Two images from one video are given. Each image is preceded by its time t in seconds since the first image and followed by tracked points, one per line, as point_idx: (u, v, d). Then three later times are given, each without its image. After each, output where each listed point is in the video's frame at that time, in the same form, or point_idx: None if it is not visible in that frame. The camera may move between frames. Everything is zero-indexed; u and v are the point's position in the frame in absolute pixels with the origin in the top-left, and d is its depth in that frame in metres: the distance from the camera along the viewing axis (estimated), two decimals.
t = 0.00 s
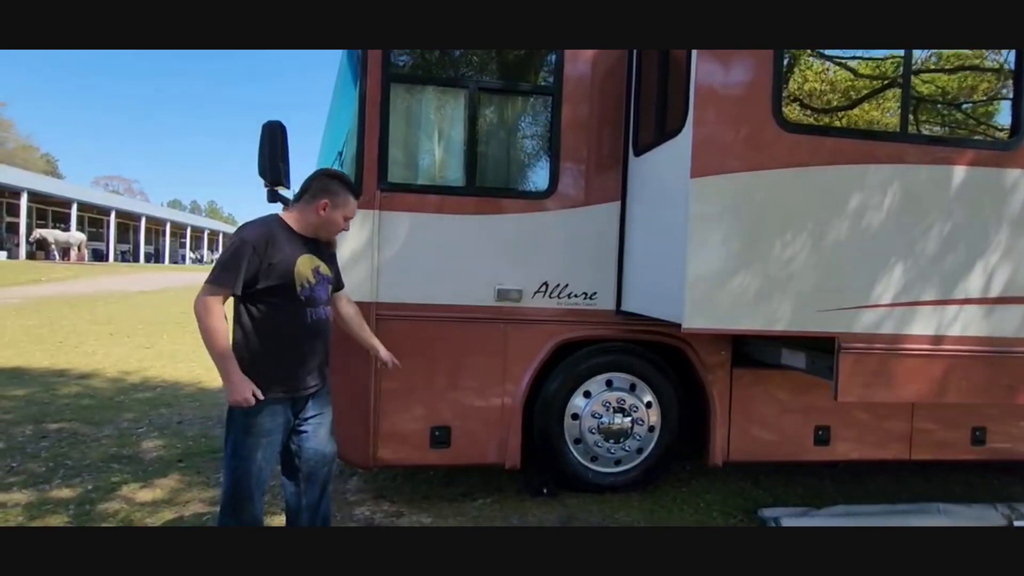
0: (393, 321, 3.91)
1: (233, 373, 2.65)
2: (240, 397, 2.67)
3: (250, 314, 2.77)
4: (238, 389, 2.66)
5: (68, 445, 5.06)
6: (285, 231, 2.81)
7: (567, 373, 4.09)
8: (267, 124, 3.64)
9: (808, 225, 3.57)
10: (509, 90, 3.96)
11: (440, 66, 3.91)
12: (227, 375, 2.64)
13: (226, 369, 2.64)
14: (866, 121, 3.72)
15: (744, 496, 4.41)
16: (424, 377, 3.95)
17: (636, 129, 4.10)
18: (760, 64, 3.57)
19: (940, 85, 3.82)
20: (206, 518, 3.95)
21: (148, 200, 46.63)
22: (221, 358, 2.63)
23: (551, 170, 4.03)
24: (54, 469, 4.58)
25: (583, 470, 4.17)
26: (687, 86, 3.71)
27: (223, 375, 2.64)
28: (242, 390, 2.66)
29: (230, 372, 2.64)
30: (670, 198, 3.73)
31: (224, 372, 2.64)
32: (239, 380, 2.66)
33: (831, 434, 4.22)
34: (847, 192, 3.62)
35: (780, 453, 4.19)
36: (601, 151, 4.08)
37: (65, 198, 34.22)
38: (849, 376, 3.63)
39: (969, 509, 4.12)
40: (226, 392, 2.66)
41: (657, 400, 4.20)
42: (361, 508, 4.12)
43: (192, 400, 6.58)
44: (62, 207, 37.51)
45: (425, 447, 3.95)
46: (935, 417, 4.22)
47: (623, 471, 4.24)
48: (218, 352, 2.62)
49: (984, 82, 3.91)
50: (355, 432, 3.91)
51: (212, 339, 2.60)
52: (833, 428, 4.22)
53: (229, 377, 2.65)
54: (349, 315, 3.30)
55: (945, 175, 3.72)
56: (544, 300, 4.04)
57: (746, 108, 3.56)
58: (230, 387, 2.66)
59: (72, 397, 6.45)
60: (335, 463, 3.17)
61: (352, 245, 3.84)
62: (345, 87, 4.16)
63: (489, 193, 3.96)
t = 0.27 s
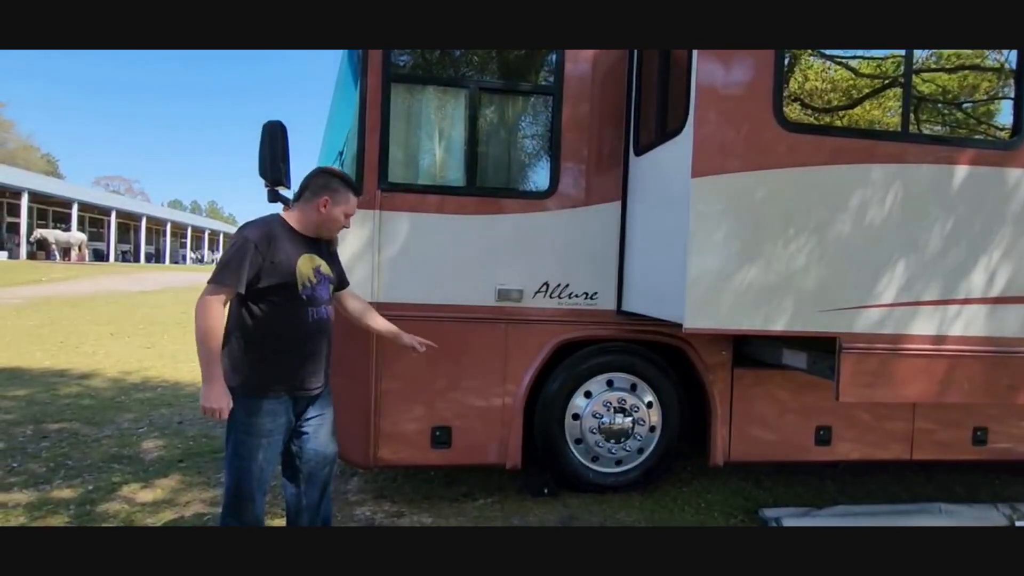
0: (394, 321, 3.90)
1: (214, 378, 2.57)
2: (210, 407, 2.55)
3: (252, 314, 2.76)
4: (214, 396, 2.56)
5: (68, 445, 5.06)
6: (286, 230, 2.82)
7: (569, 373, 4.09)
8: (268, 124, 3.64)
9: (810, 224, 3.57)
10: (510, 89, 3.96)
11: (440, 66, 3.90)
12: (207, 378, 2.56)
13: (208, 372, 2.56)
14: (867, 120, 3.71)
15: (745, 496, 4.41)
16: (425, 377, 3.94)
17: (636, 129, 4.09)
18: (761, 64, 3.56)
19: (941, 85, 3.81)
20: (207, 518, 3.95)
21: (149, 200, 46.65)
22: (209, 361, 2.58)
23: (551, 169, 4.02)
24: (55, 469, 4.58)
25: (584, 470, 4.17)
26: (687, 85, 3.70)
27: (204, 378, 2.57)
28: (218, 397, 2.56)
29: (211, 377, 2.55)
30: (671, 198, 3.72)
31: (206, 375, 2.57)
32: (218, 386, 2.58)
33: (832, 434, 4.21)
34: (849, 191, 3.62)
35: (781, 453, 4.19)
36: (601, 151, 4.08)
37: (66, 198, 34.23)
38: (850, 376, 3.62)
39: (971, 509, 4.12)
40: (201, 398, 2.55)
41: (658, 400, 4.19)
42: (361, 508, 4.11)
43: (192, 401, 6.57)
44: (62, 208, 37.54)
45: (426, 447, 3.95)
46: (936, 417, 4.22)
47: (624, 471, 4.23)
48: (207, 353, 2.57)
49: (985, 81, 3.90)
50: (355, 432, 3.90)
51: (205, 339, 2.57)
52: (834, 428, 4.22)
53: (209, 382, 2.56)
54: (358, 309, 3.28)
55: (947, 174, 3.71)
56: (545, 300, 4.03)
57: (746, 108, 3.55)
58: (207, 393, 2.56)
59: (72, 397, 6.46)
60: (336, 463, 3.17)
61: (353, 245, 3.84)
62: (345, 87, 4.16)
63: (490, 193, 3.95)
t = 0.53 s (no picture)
0: (393, 321, 3.90)
1: (221, 375, 2.58)
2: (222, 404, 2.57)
3: (247, 314, 2.75)
4: (224, 392, 2.58)
5: (68, 445, 5.05)
6: (280, 229, 2.81)
7: (569, 373, 4.08)
8: (267, 124, 3.63)
9: (810, 224, 3.56)
10: (509, 89, 3.95)
11: (439, 65, 3.90)
12: (214, 376, 2.56)
13: (213, 370, 2.57)
14: (867, 120, 3.70)
15: (745, 496, 4.40)
16: (425, 377, 3.94)
17: (636, 129, 4.08)
18: (761, 63, 3.56)
19: (941, 84, 3.80)
20: (207, 519, 3.94)
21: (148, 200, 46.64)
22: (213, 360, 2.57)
23: (551, 169, 4.02)
24: (54, 469, 4.57)
25: (584, 470, 4.16)
26: (687, 85, 3.70)
27: (209, 376, 2.57)
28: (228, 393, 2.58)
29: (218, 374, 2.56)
30: (671, 197, 3.72)
31: (212, 372, 2.57)
32: (225, 383, 2.59)
33: (832, 434, 4.21)
34: (850, 191, 3.61)
35: (782, 453, 4.18)
36: (601, 150, 4.07)
37: (65, 198, 34.22)
38: (851, 376, 3.61)
39: (972, 509, 4.11)
40: (211, 395, 2.56)
41: (658, 400, 4.19)
42: (361, 508, 4.11)
43: (192, 401, 6.57)
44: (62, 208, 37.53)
45: (426, 447, 3.94)
46: (937, 417, 4.21)
47: (624, 471, 4.23)
48: (209, 351, 2.56)
49: (986, 80, 3.89)
50: (355, 432, 3.90)
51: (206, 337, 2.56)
52: (834, 427, 4.21)
53: (216, 379, 2.57)
54: (354, 308, 3.28)
55: (948, 173, 3.71)
56: (545, 300, 4.03)
57: (746, 107, 3.55)
58: (216, 389, 2.57)
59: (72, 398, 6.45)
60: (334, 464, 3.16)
61: (352, 245, 3.83)
62: (344, 86, 4.15)
63: (489, 193, 3.95)
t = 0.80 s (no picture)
0: (394, 320, 3.89)
1: (214, 379, 2.55)
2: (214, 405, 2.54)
3: (245, 315, 2.74)
4: (217, 396, 2.55)
5: (68, 445, 5.05)
6: (277, 229, 2.81)
7: (569, 373, 4.08)
8: (267, 123, 3.63)
9: (810, 223, 3.56)
10: (509, 89, 3.95)
11: (439, 65, 3.89)
12: (207, 379, 2.54)
13: (207, 373, 2.55)
14: (867, 119, 3.70)
15: (745, 496, 4.40)
16: (425, 376, 3.94)
17: (636, 128, 4.08)
18: (761, 63, 3.55)
19: (940, 83, 3.80)
20: (207, 518, 3.94)
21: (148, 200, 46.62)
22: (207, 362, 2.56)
23: (551, 169, 4.01)
24: (54, 469, 4.57)
25: (585, 470, 4.16)
26: (687, 85, 3.70)
27: (204, 379, 2.55)
28: (221, 397, 2.55)
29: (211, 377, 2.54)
30: (671, 197, 3.71)
31: (206, 376, 2.55)
32: (219, 386, 2.56)
33: (832, 433, 4.21)
34: (850, 190, 3.60)
35: (782, 453, 4.18)
36: (602, 150, 4.07)
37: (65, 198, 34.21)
38: (851, 376, 3.61)
39: (972, 508, 4.11)
40: (204, 399, 2.54)
41: (658, 400, 4.19)
42: (361, 508, 4.10)
43: (192, 401, 6.56)
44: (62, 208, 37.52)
45: (426, 447, 3.94)
46: (938, 417, 4.21)
47: (624, 471, 4.23)
48: (203, 354, 2.56)
49: (986, 80, 3.89)
50: (355, 432, 3.90)
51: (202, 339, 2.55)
52: (835, 427, 4.21)
53: (209, 383, 2.54)
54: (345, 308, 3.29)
55: (948, 173, 3.71)
56: (545, 300, 4.03)
57: (747, 106, 3.54)
58: (209, 393, 2.54)
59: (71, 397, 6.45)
60: (334, 464, 3.16)
61: (352, 245, 3.82)
62: (344, 86, 4.15)
63: (489, 193, 3.94)
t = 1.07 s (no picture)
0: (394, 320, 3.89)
1: (212, 379, 2.53)
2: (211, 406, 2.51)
3: (245, 314, 2.73)
4: (213, 398, 2.52)
5: (67, 445, 5.05)
6: (277, 228, 2.80)
7: (569, 373, 4.07)
8: (268, 123, 3.62)
9: (811, 223, 3.55)
10: (509, 88, 3.95)
11: (439, 65, 3.89)
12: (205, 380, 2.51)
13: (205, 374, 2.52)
14: (868, 119, 3.69)
15: (746, 496, 4.39)
16: (426, 376, 3.93)
17: (636, 128, 4.08)
18: (761, 63, 3.55)
19: (941, 83, 3.80)
20: (207, 518, 3.94)
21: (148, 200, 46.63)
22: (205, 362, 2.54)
23: (551, 169, 4.01)
24: (54, 469, 4.56)
25: (585, 470, 4.15)
26: (688, 84, 3.69)
27: (201, 380, 2.52)
28: (217, 399, 2.52)
29: (208, 378, 2.51)
30: (671, 197, 3.71)
31: (203, 377, 2.52)
32: (216, 388, 2.53)
33: (833, 433, 4.20)
34: (851, 190, 3.60)
35: (782, 453, 4.17)
36: (602, 150, 4.07)
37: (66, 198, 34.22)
38: (852, 376, 3.60)
39: (973, 509, 4.10)
40: (200, 401, 2.50)
41: (658, 400, 4.18)
42: (361, 508, 4.09)
43: (192, 401, 6.56)
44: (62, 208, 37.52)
45: (426, 447, 3.94)
46: (938, 417, 4.20)
47: (624, 471, 4.22)
48: (201, 353, 2.54)
49: (986, 80, 3.88)
50: (355, 432, 3.89)
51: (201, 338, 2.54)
52: (835, 427, 4.20)
53: (206, 384, 2.51)
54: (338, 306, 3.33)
55: (949, 172, 3.70)
56: (545, 299, 4.02)
57: (748, 106, 3.54)
58: (206, 395, 2.52)
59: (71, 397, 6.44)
60: (333, 463, 3.17)
61: (353, 244, 3.82)
62: (344, 85, 4.14)
63: (490, 192, 3.94)
